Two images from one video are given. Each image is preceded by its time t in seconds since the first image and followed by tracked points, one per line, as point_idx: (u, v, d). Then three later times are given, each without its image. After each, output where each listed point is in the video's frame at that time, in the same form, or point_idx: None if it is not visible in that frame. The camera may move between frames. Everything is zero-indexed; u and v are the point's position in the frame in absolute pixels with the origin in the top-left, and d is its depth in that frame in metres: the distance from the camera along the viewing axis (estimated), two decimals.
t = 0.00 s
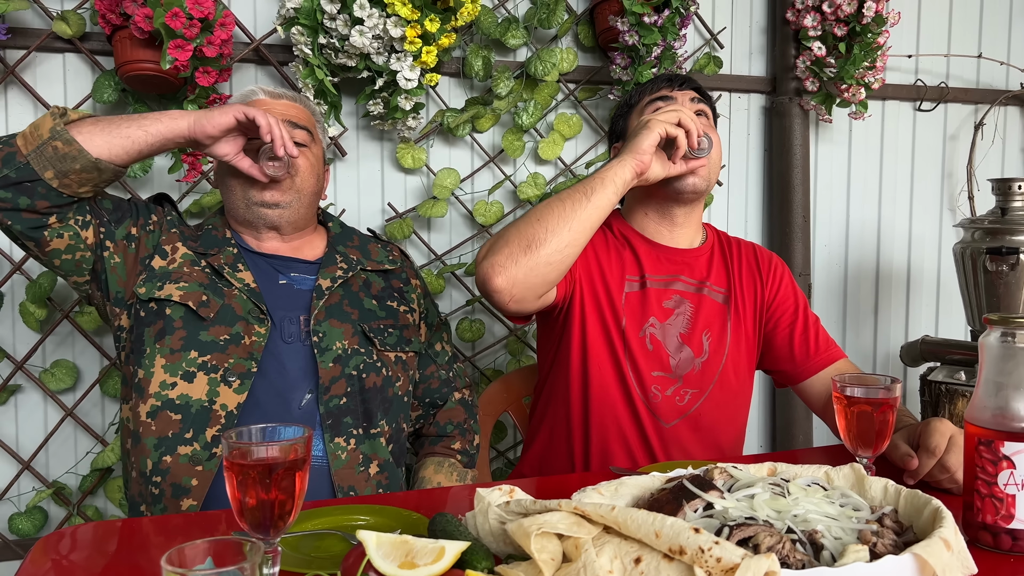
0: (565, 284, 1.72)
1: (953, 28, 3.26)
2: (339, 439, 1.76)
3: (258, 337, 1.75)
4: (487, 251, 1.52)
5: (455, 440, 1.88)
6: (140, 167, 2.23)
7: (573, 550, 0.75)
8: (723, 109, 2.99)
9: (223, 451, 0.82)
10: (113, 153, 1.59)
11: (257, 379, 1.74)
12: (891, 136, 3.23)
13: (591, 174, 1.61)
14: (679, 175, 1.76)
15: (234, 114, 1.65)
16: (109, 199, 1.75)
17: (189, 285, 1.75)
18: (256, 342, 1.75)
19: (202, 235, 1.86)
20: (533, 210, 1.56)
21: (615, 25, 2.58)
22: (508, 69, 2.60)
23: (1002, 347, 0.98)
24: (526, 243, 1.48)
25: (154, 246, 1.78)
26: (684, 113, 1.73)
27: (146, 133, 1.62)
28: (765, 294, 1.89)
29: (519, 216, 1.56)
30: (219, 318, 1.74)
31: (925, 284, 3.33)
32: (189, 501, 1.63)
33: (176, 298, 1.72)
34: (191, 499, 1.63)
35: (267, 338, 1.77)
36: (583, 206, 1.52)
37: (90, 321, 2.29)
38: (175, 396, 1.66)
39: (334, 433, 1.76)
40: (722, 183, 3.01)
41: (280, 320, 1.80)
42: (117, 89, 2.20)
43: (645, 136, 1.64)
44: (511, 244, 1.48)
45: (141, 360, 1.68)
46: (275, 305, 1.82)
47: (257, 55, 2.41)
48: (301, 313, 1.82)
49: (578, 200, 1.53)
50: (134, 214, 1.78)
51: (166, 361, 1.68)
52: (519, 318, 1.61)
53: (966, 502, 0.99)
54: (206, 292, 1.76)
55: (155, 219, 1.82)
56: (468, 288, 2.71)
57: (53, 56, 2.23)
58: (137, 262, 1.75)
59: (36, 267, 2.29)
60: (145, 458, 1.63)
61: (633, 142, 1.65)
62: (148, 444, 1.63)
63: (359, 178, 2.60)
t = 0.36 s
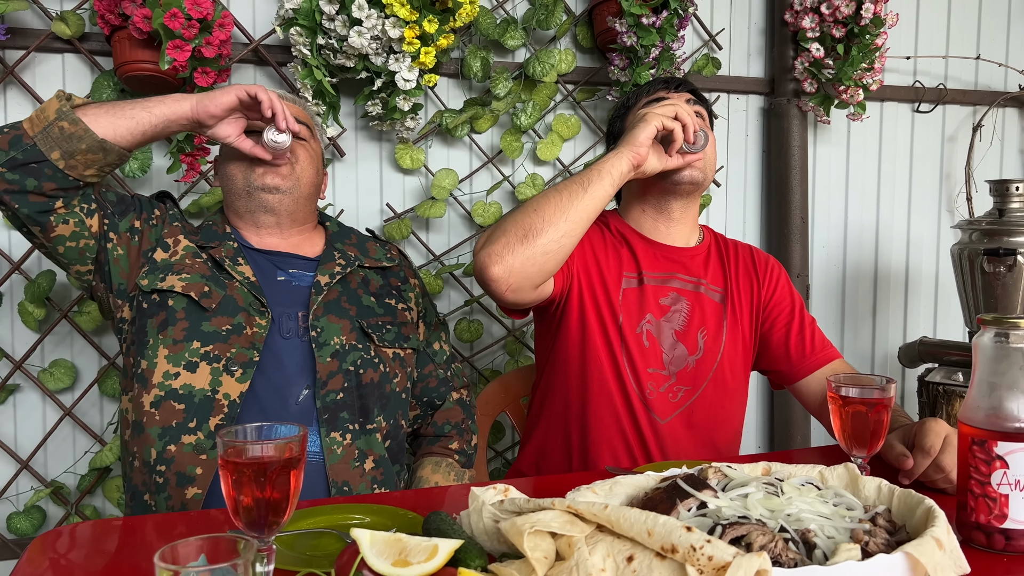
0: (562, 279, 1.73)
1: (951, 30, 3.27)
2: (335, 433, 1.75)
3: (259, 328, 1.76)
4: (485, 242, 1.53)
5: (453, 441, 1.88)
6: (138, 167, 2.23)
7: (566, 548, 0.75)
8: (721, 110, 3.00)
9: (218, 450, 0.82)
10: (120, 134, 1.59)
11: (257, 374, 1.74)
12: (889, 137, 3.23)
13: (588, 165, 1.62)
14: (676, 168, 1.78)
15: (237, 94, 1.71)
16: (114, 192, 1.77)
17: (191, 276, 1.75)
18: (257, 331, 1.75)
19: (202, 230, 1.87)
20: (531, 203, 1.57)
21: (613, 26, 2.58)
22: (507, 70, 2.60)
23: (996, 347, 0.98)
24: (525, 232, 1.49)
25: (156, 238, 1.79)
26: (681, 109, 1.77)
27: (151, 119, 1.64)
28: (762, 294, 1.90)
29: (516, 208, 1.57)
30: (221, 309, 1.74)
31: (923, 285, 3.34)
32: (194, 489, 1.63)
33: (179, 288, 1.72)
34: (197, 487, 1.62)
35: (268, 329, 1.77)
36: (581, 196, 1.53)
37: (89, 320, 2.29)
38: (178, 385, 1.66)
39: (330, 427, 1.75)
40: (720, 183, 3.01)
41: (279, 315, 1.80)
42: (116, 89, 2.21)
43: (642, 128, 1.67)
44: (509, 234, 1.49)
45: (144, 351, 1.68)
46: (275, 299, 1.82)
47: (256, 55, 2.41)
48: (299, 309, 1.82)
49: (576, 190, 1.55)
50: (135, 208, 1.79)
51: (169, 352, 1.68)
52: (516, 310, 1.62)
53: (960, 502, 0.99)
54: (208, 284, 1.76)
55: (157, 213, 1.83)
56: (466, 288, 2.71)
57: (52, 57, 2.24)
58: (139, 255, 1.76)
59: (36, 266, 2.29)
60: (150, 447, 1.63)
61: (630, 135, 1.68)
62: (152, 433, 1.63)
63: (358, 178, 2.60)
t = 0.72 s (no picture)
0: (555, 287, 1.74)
1: (947, 30, 3.27)
2: (328, 429, 1.75)
3: (257, 322, 1.76)
4: (477, 292, 1.54)
5: (448, 439, 1.88)
6: (134, 167, 2.22)
7: (554, 544, 0.75)
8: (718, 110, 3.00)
9: (208, 446, 0.82)
10: (120, 125, 1.59)
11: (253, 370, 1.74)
12: (886, 137, 3.23)
13: (582, 206, 1.59)
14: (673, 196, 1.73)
15: (236, 84, 1.73)
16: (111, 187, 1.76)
17: (190, 271, 1.76)
18: (254, 326, 1.76)
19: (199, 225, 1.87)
20: (523, 248, 1.56)
21: (609, 25, 2.58)
22: (504, 69, 2.60)
23: (986, 346, 0.98)
24: (516, 286, 1.49)
25: (154, 234, 1.80)
26: (683, 144, 1.62)
27: (152, 110, 1.64)
28: (755, 294, 1.90)
29: (508, 255, 1.56)
30: (219, 304, 1.75)
31: (919, 285, 3.35)
32: (193, 482, 1.63)
33: (177, 284, 1.73)
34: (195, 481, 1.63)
35: (266, 323, 1.77)
36: (573, 246, 1.52)
37: (85, 318, 2.29)
38: (176, 379, 1.66)
39: (324, 423, 1.76)
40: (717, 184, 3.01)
41: (275, 311, 1.80)
42: (112, 88, 2.21)
43: (636, 168, 1.58)
44: (501, 287, 1.50)
45: (142, 345, 1.68)
46: (273, 293, 1.83)
47: (252, 54, 2.41)
48: (294, 305, 1.82)
49: (568, 238, 1.53)
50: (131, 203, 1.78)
51: (167, 346, 1.69)
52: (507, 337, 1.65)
53: (949, 500, 0.99)
54: (206, 278, 1.77)
55: (156, 208, 1.83)
56: (462, 287, 2.72)
57: (49, 55, 2.24)
58: (138, 251, 1.76)
59: (32, 264, 2.29)
60: (148, 440, 1.63)
61: (625, 175, 1.60)
62: (150, 427, 1.63)
63: (355, 177, 2.60)
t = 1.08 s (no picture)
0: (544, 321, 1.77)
1: (949, 33, 3.27)
2: (329, 436, 1.76)
3: (252, 339, 1.76)
4: (474, 381, 1.65)
5: (443, 441, 1.91)
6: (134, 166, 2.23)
7: (543, 545, 0.76)
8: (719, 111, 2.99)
9: (201, 445, 0.83)
10: (100, 169, 1.42)
11: (252, 374, 1.75)
12: (886, 140, 3.23)
13: (563, 306, 1.52)
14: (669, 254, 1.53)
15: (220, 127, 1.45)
16: (101, 202, 1.69)
17: (183, 288, 1.74)
18: (248, 343, 1.75)
19: (194, 232, 1.85)
20: (513, 344, 1.59)
21: (609, 26, 2.59)
22: (503, 69, 2.60)
23: (978, 350, 0.98)
24: (504, 392, 1.59)
25: (147, 247, 1.76)
26: (669, 246, 1.33)
27: (130, 149, 1.44)
28: (752, 297, 1.90)
29: (500, 348, 1.61)
30: (213, 322, 1.74)
31: (919, 287, 3.35)
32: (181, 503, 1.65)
33: (171, 301, 1.71)
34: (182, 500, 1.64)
35: (261, 336, 1.78)
36: (554, 360, 1.53)
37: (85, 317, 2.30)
38: (169, 399, 1.67)
39: (324, 430, 1.77)
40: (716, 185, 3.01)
41: (273, 316, 1.81)
42: (113, 87, 2.21)
43: (614, 276, 1.38)
44: (491, 391, 1.60)
45: (133, 361, 1.68)
46: (268, 308, 1.82)
47: (253, 54, 2.42)
48: (294, 310, 1.83)
49: (550, 351, 1.53)
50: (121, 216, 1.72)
51: (159, 363, 1.68)
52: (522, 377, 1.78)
53: (940, 503, 0.99)
54: (200, 295, 1.75)
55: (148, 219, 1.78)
56: (461, 287, 2.73)
57: (50, 54, 2.24)
58: (130, 264, 1.73)
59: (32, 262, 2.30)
60: (136, 458, 1.64)
61: (605, 278, 1.42)
62: (139, 445, 1.64)
63: (355, 177, 2.61)
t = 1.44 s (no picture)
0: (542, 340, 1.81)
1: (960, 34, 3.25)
2: (337, 446, 1.78)
3: (253, 359, 1.76)
4: (477, 401, 1.74)
5: (445, 437, 1.90)
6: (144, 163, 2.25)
7: (540, 541, 0.76)
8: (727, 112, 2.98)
9: (203, 439, 0.84)
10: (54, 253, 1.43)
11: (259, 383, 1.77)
12: (896, 142, 3.22)
13: (556, 354, 1.56)
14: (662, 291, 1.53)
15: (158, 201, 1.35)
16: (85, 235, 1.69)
17: (179, 318, 1.74)
18: (250, 364, 1.76)
19: (194, 240, 1.84)
20: (511, 377, 1.66)
21: (617, 26, 2.58)
22: (511, 69, 2.60)
23: (981, 351, 0.97)
24: (501, 417, 1.69)
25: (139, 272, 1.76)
26: (654, 305, 1.33)
27: (76, 230, 1.42)
28: (756, 297, 1.89)
29: (500, 378, 1.69)
30: (211, 348, 1.74)
31: (928, 290, 3.33)
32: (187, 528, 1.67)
33: (167, 335, 1.71)
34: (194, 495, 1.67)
35: (263, 354, 1.77)
36: (547, 400, 1.61)
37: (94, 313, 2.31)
38: (174, 429, 1.69)
39: (332, 440, 1.78)
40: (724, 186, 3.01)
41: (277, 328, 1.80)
42: (123, 85, 2.23)
43: (600, 330, 1.41)
44: (490, 415, 1.71)
45: (133, 395, 1.68)
46: (270, 322, 1.81)
47: (263, 53, 2.43)
48: (298, 318, 1.83)
49: (543, 391, 1.60)
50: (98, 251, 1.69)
51: (161, 396, 1.70)
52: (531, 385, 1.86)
53: (941, 505, 0.99)
54: (196, 324, 1.75)
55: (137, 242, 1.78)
56: (468, 286, 2.73)
57: (61, 52, 2.26)
58: (125, 293, 1.75)
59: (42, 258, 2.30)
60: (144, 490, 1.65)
61: (592, 333, 1.45)
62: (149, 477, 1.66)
63: (362, 175, 2.61)
